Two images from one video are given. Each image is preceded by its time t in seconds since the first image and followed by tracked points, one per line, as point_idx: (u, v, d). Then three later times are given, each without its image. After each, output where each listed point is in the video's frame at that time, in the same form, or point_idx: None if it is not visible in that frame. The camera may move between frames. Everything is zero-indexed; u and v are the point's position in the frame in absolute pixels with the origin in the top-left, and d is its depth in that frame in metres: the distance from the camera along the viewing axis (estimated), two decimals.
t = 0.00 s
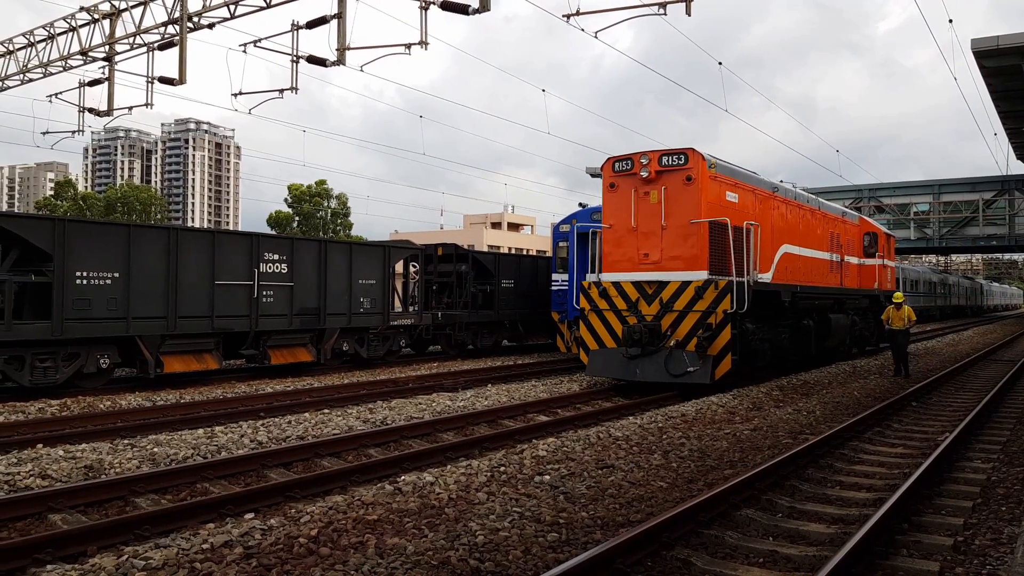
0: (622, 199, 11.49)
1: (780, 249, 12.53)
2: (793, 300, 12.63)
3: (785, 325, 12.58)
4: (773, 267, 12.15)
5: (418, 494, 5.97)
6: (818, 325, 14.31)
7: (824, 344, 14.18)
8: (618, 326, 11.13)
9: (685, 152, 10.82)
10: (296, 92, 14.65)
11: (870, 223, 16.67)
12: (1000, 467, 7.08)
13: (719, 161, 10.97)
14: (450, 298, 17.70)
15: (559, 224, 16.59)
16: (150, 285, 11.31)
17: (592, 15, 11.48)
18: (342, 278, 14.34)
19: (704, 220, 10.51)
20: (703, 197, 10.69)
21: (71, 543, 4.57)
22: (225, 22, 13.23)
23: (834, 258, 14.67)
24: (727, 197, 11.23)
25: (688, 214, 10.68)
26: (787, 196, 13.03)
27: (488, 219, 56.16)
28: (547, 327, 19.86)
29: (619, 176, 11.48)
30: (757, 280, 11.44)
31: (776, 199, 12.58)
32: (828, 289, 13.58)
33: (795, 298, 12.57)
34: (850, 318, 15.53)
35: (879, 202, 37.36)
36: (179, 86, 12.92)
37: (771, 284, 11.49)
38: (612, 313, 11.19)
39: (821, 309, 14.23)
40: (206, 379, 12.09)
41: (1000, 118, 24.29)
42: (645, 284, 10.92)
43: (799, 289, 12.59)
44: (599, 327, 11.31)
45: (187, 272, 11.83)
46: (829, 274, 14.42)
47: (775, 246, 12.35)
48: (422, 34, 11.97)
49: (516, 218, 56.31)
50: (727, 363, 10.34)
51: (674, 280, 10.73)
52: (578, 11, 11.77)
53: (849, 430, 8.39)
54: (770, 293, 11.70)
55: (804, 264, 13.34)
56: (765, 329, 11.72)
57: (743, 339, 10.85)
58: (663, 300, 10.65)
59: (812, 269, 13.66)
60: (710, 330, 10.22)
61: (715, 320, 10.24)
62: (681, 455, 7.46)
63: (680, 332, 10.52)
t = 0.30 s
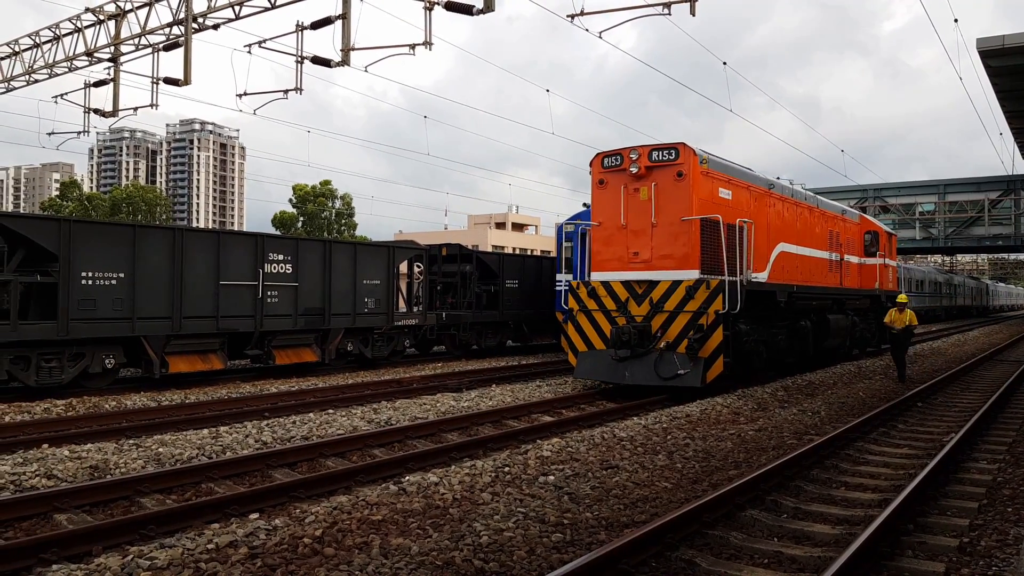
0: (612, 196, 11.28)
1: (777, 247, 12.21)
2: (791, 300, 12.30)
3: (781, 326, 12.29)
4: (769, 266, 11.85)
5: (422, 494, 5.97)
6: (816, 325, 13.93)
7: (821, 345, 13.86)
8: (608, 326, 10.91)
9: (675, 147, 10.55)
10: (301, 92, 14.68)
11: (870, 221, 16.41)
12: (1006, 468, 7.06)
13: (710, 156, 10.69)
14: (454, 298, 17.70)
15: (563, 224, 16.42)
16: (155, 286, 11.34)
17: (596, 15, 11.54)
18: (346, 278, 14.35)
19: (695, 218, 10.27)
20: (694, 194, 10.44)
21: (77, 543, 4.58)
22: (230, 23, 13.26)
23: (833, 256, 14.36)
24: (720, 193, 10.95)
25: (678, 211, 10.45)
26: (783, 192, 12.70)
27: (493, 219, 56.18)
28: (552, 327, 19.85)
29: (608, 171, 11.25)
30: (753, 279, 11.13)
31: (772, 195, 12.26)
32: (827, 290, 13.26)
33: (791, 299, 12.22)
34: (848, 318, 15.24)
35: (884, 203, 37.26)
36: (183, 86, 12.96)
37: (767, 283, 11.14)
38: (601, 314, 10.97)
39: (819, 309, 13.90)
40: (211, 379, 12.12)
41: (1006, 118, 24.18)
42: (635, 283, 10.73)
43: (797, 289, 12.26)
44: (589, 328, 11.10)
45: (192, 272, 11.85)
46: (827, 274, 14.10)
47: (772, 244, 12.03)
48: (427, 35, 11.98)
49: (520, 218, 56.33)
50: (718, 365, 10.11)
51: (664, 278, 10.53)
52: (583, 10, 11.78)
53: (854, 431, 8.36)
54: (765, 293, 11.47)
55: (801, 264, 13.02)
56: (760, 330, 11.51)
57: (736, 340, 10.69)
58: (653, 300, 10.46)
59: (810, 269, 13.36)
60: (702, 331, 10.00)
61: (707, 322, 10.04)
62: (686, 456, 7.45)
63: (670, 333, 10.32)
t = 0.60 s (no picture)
0: (602, 192, 11.07)
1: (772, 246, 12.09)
2: (786, 301, 12.18)
3: (777, 327, 12.14)
4: (763, 266, 11.72)
5: (427, 494, 5.98)
6: (815, 326, 13.79)
7: (819, 347, 13.71)
8: (597, 328, 10.60)
9: (666, 142, 10.35)
10: (306, 93, 14.71)
11: (871, 220, 16.29)
12: (1012, 469, 7.03)
13: (703, 152, 10.50)
14: (459, 299, 17.70)
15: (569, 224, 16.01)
16: (160, 286, 11.37)
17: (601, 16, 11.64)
18: (351, 278, 14.37)
19: (686, 215, 10.08)
20: (685, 191, 10.24)
21: (82, 542, 4.59)
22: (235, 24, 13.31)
23: (831, 256, 14.25)
24: (712, 190, 10.76)
25: (669, 209, 10.26)
26: (780, 190, 12.54)
27: (497, 220, 56.20)
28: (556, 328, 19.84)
29: (598, 167, 11.04)
30: (746, 278, 11.01)
31: (767, 193, 12.10)
32: (825, 290, 13.14)
33: (786, 299, 12.08)
34: (848, 319, 15.14)
35: (890, 203, 37.13)
36: (189, 87, 13.00)
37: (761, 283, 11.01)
38: (591, 315, 10.68)
39: (818, 310, 13.79)
40: (216, 380, 12.15)
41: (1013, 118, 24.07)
42: (625, 283, 10.47)
43: (793, 290, 12.14)
44: (576, 330, 10.76)
45: (197, 273, 11.89)
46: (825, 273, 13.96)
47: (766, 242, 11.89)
48: (431, 35, 12.00)
49: (524, 218, 56.35)
50: (710, 368, 9.80)
51: (654, 278, 10.36)
52: (588, 11, 11.83)
53: (859, 431, 8.34)
54: (760, 294, 11.32)
55: (799, 263, 12.90)
56: (755, 332, 11.33)
57: (729, 343, 10.46)
58: (644, 301, 10.17)
59: (808, 269, 13.24)
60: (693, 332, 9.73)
61: (698, 322, 9.77)
62: (690, 456, 7.45)
63: (660, 335, 10.02)
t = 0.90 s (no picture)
0: (591, 190, 10.78)
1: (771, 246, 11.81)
2: (785, 302, 12.01)
3: (776, 328, 12.03)
4: (761, 266, 11.46)
5: (431, 495, 5.98)
6: (814, 327, 13.70)
7: (819, 348, 13.61)
8: (586, 329, 10.33)
9: (657, 137, 10.02)
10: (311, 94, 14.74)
11: (873, 219, 16.15)
12: (1019, 471, 7.00)
13: (694, 147, 10.17)
14: (463, 300, 17.70)
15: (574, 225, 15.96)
16: (166, 287, 11.40)
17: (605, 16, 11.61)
18: (356, 279, 14.39)
19: (677, 212, 9.77)
20: (675, 188, 9.92)
21: (88, 543, 4.61)
22: (241, 25, 13.34)
23: (831, 255, 14.08)
24: (705, 187, 10.45)
25: (659, 206, 9.96)
26: (777, 187, 12.25)
27: (501, 220, 56.22)
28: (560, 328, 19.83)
29: (587, 164, 10.75)
30: (741, 279, 10.70)
31: (763, 190, 11.79)
32: (823, 290, 12.87)
33: (784, 300, 11.90)
34: (849, 320, 15.07)
35: (896, 204, 37.01)
36: (194, 88, 13.03)
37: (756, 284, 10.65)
38: (580, 316, 10.42)
39: (818, 311, 13.70)
40: (221, 380, 12.18)
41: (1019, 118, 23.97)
42: (614, 284, 10.19)
43: (793, 291, 11.90)
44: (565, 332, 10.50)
45: (202, 274, 11.92)
46: (826, 273, 13.79)
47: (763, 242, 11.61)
48: (435, 37, 12.00)
49: (529, 219, 56.33)
50: (701, 372, 9.49)
51: (644, 277, 10.06)
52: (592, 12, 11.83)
53: (865, 432, 8.32)
54: (757, 295, 11.09)
55: (796, 262, 12.62)
56: (752, 334, 11.21)
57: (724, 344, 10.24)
58: (633, 301, 9.87)
59: (808, 269, 13.01)
60: (684, 334, 9.41)
61: (689, 324, 9.45)
62: (695, 457, 7.44)
63: (651, 337, 9.73)
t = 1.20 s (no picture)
0: (579, 188, 10.37)
1: (769, 246, 11.56)
2: (783, 304, 11.81)
3: (772, 330, 11.86)
4: (758, 266, 11.20)
5: (436, 496, 5.98)
6: (811, 329, 13.51)
7: (817, 350, 13.45)
8: (574, 331, 9.94)
9: (647, 132, 9.64)
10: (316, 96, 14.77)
11: (874, 218, 16.07)
12: None
13: (686, 142, 9.78)
14: (468, 301, 17.70)
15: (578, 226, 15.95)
16: (170, 288, 11.42)
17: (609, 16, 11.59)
18: (360, 280, 14.41)
19: (667, 210, 9.36)
20: (665, 185, 9.51)
21: (93, 543, 4.62)
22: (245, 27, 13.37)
23: (830, 255, 13.97)
24: (697, 184, 10.05)
25: (649, 204, 9.55)
26: (773, 185, 11.98)
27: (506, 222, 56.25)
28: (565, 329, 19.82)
29: (575, 160, 10.34)
30: (734, 279, 10.39)
31: (759, 187, 11.47)
32: (821, 290, 12.68)
33: (779, 301, 11.61)
34: (849, 321, 15.00)
35: (901, 204, 36.91)
36: (199, 90, 13.08)
37: (750, 283, 10.37)
38: (568, 317, 10.01)
39: (814, 311, 13.54)
40: (226, 381, 12.20)
41: None
42: (603, 284, 9.77)
43: (792, 292, 11.67)
44: (553, 334, 10.11)
45: (207, 274, 11.94)
46: (825, 273, 13.67)
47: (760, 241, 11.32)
48: (439, 38, 12.02)
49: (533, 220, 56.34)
50: (692, 375, 9.12)
51: (633, 278, 9.64)
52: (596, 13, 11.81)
53: (870, 434, 8.28)
54: (752, 294, 10.79)
55: (793, 261, 12.36)
56: (745, 336, 10.94)
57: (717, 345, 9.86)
58: (622, 302, 9.45)
59: (806, 270, 12.82)
60: (674, 337, 9.02)
61: (679, 326, 9.03)
62: (700, 459, 7.41)
63: (640, 339, 9.33)
